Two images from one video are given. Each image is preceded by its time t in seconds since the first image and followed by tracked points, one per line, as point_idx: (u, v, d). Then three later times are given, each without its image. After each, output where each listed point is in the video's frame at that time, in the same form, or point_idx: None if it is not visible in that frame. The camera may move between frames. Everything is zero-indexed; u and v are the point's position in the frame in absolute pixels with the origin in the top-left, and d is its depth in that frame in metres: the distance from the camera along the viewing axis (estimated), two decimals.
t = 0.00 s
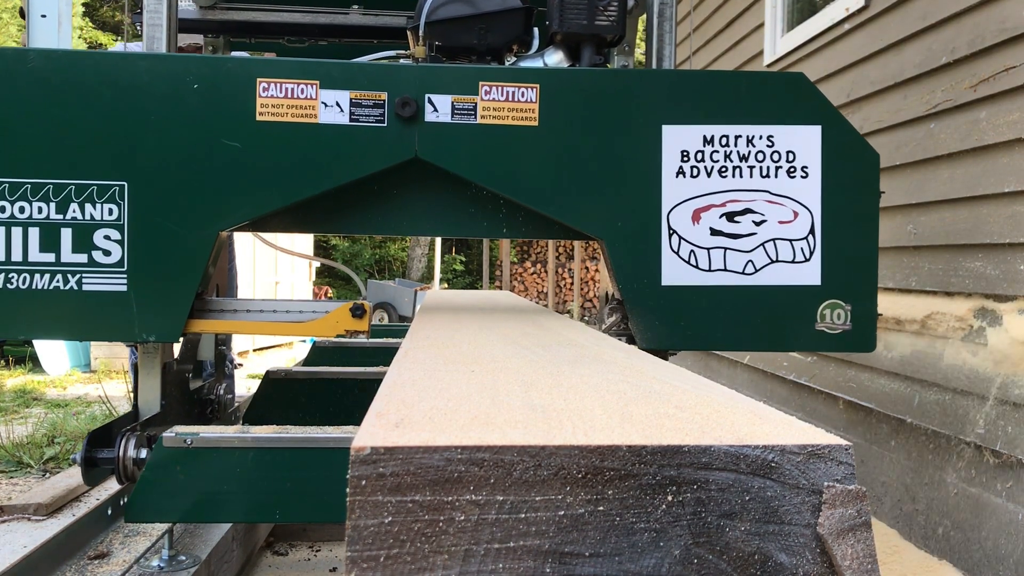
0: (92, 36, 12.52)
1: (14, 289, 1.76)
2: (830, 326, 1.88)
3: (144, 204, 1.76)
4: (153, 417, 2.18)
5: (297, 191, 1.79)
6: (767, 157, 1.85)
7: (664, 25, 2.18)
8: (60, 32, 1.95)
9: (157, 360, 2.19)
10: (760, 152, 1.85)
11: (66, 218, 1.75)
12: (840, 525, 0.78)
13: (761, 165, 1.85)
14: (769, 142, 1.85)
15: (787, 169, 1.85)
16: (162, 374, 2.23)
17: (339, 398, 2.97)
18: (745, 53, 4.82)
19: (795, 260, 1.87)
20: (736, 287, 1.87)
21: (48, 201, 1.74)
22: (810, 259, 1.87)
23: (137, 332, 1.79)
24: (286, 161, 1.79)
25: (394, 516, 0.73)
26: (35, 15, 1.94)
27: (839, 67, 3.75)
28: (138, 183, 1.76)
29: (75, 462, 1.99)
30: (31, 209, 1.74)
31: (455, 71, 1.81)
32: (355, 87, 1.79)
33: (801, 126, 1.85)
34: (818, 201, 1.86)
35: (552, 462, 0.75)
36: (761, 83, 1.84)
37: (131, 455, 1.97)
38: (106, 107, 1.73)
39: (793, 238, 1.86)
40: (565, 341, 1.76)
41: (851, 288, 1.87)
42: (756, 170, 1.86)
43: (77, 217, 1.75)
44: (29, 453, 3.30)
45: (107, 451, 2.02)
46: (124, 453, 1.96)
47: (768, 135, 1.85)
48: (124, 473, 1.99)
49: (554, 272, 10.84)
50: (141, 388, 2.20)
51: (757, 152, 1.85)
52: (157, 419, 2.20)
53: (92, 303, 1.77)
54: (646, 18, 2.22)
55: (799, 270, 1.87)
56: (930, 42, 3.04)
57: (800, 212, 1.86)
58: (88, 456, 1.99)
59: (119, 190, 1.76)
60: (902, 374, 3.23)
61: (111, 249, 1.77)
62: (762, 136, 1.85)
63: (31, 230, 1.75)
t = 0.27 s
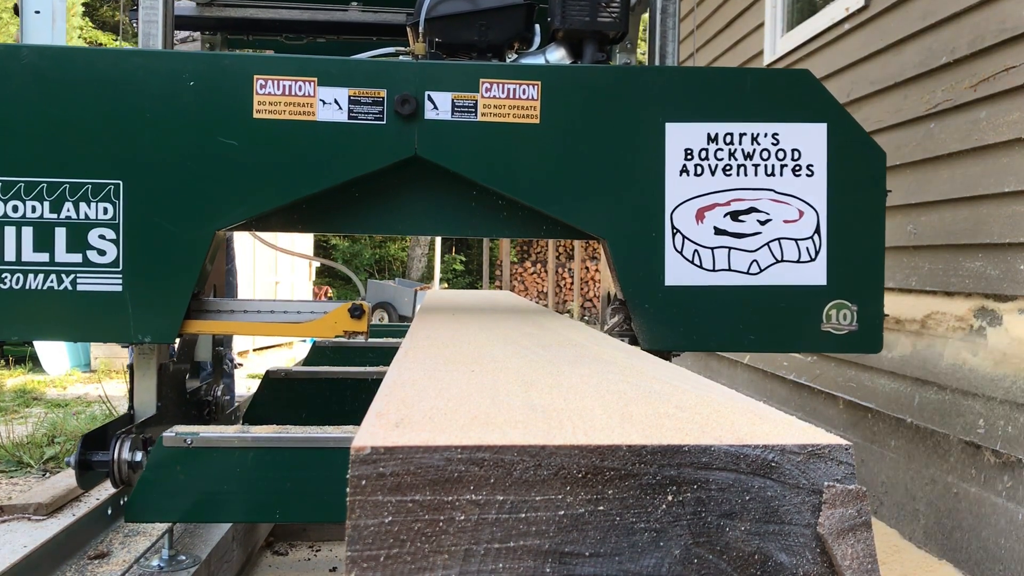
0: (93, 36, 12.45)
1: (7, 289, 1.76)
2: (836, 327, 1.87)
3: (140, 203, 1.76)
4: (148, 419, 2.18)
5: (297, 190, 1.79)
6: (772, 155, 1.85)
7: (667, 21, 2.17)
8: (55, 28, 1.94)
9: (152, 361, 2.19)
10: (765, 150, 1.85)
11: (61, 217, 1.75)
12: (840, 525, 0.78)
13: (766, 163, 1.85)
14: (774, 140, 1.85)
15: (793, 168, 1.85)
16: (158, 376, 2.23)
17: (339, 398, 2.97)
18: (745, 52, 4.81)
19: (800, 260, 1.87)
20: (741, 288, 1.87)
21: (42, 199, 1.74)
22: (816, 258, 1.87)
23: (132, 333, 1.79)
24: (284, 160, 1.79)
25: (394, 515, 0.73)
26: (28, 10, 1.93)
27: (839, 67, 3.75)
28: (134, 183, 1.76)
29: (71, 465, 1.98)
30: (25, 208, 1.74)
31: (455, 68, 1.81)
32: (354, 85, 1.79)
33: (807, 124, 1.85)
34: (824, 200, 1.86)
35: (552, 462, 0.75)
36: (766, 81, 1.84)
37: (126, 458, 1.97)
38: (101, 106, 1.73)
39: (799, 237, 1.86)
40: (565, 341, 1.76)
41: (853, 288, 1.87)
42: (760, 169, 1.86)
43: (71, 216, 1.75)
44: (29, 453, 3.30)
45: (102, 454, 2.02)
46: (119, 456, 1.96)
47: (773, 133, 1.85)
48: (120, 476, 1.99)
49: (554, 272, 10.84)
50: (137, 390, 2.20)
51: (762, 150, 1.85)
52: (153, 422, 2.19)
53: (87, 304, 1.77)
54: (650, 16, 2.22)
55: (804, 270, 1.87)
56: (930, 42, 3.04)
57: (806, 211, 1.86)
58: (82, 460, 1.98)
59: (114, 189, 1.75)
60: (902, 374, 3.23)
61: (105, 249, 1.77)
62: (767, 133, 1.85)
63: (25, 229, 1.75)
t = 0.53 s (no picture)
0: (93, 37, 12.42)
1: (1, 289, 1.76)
2: (842, 328, 1.87)
3: (135, 203, 1.76)
4: (144, 421, 2.18)
5: (296, 189, 1.79)
6: (777, 154, 1.85)
7: (671, 18, 2.17)
8: (49, 25, 1.94)
9: (148, 363, 2.21)
10: (770, 148, 1.85)
11: (55, 216, 1.75)
12: (840, 525, 0.78)
13: (771, 162, 1.85)
14: (779, 139, 1.85)
15: (798, 166, 1.85)
16: (155, 377, 2.23)
17: (339, 398, 2.97)
18: (745, 52, 4.81)
19: (806, 260, 1.86)
20: (745, 288, 1.87)
21: (36, 199, 1.74)
22: (822, 258, 1.86)
23: (127, 335, 1.79)
24: (281, 160, 1.79)
25: (395, 515, 0.73)
26: (22, 6, 1.93)
27: (839, 67, 3.75)
28: (130, 182, 1.76)
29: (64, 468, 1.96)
30: (19, 207, 1.74)
31: (455, 66, 1.80)
32: (352, 82, 1.79)
33: (812, 121, 1.84)
34: (829, 199, 1.86)
35: (552, 462, 0.75)
36: (771, 79, 1.84)
37: (120, 460, 1.98)
38: (97, 105, 1.74)
39: (805, 237, 1.86)
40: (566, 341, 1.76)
41: (855, 288, 1.87)
42: (766, 167, 1.85)
43: (66, 215, 1.75)
44: (29, 453, 3.30)
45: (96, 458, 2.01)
46: (113, 459, 1.96)
47: (778, 131, 1.85)
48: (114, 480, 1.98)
49: (554, 272, 10.84)
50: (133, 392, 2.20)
51: (767, 149, 1.85)
52: (149, 424, 2.20)
53: (81, 304, 1.77)
54: (653, 13, 2.22)
55: (810, 270, 1.87)
56: (930, 42, 3.04)
57: (811, 211, 1.86)
58: (77, 464, 1.99)
59: (109, 188, 1.75)
60: (902, 374, 3.23)
61: (100, 248, 1.77)
62: (772, 132, 1.85)
63: (19, 228, 1.75)
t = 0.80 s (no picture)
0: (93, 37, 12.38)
1: None
2: (848, 329, 1.87)
3: (130, 202, 1.76)
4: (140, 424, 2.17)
5: (295, 188, 1.79)
6: (783, 152, 1.85)
7: (674, 16, 2.17)
8: (43, 23, 1.93)
9: (144, 364, 2.20)
10: (775, 147, 1.85)
11: (49, 216, 1.75)
12: (840, 525, 0.78)
13: (776, 160, 1.85)
14: (784, 137, 1.85)
15: (804, 165, 1.85)
16: (151, 379, 2.23)
17: (339, 398, 2.98)
18: (745, 52, 4.81)
19: (811, 261, 1.86)
20: (749, 288, 1.87)
21: (29, 198, 1.74)
22: (827, 259, 1.87)
23: (123, 336, 1.79)
24: (279, 159, 1.79)
25: (395, 516, 0.73)
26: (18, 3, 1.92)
27: (839, 67, 3.75)
28: (126, 182, 1.76)
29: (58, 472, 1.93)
30: (12, 206, 1.74)
31: (455, 64, 1.80)
32: (351, 80, 1.79)
33: (819, 119, 1.84)
34: (834, 198, 1.86)
35: (552, 462, 0.75)
36: (776, 76, 1.84)
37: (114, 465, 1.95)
38: (92, 104, 1.74)
39: (812, 237, 1.86)
40: (565, 341, 1.76)
41: (857, 287, 1.87)
42: (771, 166, 1.85)
43: (60, 215, 1.75)
44: (29, 453, 3.30)
45: (90, 462, 1.99)
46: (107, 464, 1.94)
47: (784, 130, 1.85)
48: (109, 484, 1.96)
49: (554, 272, 10.84)
50: (128, 394, 2.19)
51: (772, 147, 1.85)
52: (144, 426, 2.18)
53: (75, 304, 1.77)
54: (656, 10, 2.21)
55: (815, 270, 1.87)
56: (930, 42, 3.04)
57: (816, 210, 1.86)
58: (70, 468, 1.95)
59: (104, 187, 1.75)
60: (902, 374, 3.23)
61: (95, 248, 1.77)
62: (777, 130, 1.85)
63: (12, 228, 1.75)
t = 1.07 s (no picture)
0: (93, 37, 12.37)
1: None
2: (855, 330, 1.87)
3: (125, 201, 1.76)
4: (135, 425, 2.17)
5: (294, 187, 1.79)
6: (788, 150, 1.85)
7: (678, 11, 2.16)
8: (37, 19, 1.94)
9: (140, 366, 2.21)
10: (781, 145, 1.85)
11: (42, 215, 1.75)
12: (840, 525, 0.78)
13: (782, 159, 1.85)
14: (790, 135, 1.84)
15: (810, 163, 1.85)
16: (146, 380, 2.23)
17: (339, 398, 2.98)
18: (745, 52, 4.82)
19: (818, 261, 1.86)
20: (753, 288, 1.86)
21: (23, 197, 1.75)
22: (833, 259, 1.86)
23: (118, 338, 1.79)
24: (277, 158, 1.79)
25: (395, 516, 0.73)
26: None
27: (839, 66, 3.75)
28: (122, 182, 1.76)
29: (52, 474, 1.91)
30: (6, 206, 1.74)
31: (455, 61, 1.80)
32: (350, 77, 1.79)
33: (826, 117, 1.84)
34: (840, 197, 1.86)
35: (552, 462, 0.75)
36: (782, 74, 1.84)
37: (109, 468, 1.93)
38: (88, 104, 1.74)
39: (818, 236, 1.86)
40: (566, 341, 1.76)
41: (859, 287, 1.87)
42: (777, 164, 1.85)
43: (54, 214, 1.75)
44: (29, 453, 3.30)
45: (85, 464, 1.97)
46: (102, 466, 1.92)
47: (789, 128, 1.84)
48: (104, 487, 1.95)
49: (554, 272, 10.84)
50: (124, 396, 2.20)
51: (777, 146, 1.84)
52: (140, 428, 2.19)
53: (69, 304, 1.77)
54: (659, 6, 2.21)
55: (821, 270, 1.86)
56: (930, 42, 3.04)
57: (822, 209, 1.85)
58: (64, 471, 1.93)
59: (98, 186, 1.75)
60: (902, 374, 3.23)
61: (89, 248, 1.77)
62: (783, 128, 1.84)
63: (6, 228, 1.75)
